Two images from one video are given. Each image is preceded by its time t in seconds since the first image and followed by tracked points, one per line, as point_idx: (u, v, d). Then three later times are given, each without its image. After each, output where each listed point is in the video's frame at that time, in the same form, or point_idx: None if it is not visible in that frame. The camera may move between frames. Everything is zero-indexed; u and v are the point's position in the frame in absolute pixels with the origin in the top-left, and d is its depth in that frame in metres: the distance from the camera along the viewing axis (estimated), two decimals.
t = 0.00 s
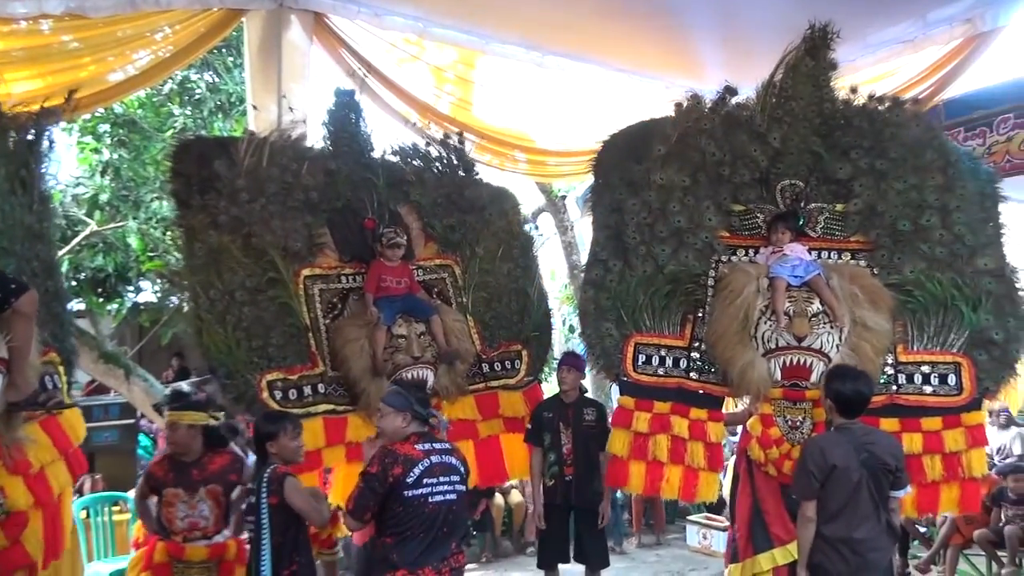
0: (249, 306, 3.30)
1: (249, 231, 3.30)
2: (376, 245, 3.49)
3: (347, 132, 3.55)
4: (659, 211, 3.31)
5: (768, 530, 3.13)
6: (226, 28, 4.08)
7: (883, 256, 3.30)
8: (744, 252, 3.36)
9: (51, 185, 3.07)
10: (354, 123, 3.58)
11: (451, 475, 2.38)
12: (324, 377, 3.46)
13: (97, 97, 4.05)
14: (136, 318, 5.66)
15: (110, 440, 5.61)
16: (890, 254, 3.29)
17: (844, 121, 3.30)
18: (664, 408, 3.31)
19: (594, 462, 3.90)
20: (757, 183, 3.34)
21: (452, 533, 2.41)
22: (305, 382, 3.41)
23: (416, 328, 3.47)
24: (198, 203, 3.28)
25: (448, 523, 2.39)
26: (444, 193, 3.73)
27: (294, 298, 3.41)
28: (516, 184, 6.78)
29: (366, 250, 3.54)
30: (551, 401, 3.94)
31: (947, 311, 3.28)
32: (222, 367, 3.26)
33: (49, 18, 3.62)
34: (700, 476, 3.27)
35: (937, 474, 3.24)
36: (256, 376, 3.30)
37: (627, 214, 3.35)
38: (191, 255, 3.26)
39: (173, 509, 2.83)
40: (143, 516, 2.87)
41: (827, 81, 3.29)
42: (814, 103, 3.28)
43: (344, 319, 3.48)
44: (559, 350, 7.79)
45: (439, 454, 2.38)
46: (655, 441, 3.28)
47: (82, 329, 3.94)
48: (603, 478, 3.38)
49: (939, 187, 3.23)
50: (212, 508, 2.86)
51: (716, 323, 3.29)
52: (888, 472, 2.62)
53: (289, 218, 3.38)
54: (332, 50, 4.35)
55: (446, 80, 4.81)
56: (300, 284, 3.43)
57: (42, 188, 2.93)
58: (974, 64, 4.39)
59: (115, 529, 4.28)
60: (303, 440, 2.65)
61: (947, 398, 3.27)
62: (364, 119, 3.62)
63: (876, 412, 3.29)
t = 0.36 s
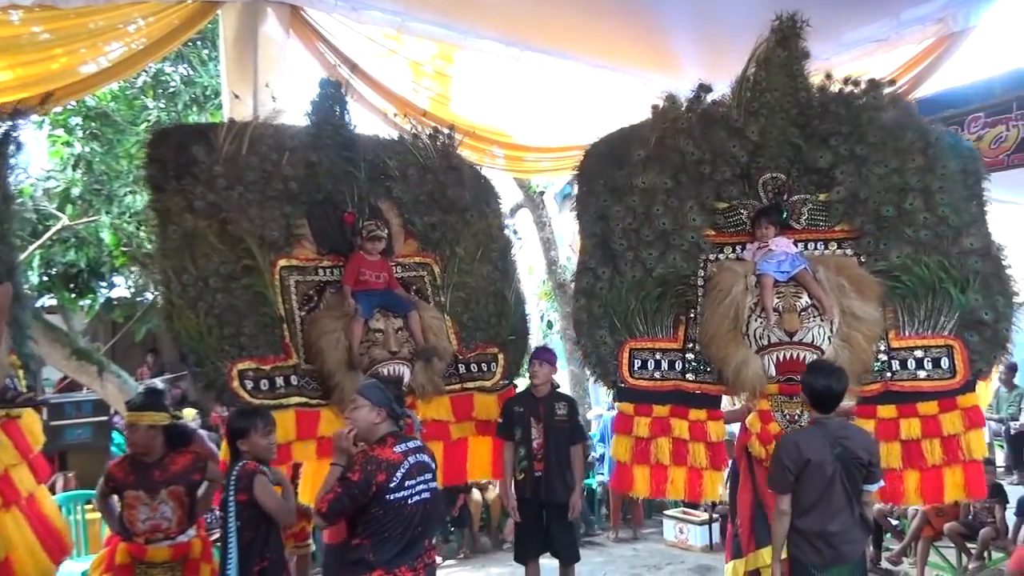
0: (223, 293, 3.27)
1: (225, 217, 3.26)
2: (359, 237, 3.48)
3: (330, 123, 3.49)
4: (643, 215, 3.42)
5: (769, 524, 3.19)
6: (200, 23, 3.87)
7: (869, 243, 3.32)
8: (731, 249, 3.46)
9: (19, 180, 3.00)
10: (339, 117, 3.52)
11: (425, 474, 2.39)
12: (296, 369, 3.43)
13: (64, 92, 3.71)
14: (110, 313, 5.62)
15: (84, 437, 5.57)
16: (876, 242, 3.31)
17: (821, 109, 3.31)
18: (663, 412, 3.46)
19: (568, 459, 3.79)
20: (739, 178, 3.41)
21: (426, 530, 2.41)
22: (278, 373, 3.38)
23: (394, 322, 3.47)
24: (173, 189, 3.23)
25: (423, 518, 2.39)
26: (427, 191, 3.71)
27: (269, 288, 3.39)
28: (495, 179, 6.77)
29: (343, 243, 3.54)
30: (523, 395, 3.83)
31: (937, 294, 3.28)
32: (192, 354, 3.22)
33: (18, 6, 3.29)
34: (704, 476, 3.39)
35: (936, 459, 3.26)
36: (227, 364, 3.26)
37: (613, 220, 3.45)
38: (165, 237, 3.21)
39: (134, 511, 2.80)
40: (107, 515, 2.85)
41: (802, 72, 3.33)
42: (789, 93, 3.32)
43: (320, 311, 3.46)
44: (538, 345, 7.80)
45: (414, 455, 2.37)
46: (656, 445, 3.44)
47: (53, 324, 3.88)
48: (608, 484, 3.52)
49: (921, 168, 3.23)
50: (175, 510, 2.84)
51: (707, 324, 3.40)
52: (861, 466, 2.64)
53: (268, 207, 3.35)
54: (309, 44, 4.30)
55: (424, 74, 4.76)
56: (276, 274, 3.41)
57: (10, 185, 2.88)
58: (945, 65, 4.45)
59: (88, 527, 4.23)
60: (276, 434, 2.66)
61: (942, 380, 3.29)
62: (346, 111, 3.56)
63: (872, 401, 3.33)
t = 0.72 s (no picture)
0: (201, 286, 3.21)
1: (206, 207, 3.21)
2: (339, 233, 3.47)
3: (315, 117, 3.50)
4: (631, 220, 3.47)
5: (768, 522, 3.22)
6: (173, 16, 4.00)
7: (857, 235, 3.35)
8: (720, 248, 3.49)
9: None
10: (323, 109, 3.52)
11: (410, 474, 2.39)
12: (277, 365, 3.39)
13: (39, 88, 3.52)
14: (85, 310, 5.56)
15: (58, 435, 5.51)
16: (864, 233, 3.34)
17: (802, 102, 3.36)
18: (661, 415, 3.48)
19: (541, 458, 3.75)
20: (725, 178, 3.45)
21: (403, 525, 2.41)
22: (258, 369, 3.32)
23: (377, 318, 3.48)
24: (152, 177, 3.17)
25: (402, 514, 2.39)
26: (410, 187, 3.72)
27: (251, 282, 3.35)
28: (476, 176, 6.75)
29: (326, 237, 3.53)
30: (495, 395, 3.80)
31: (926, 282, 3.33)
32: (168, 348, 3.15)
33: None
34: (706, 476, 3.42)
35: (936, 448, 3.27)
36: (205, 359, 3.20)
37: (602, 228, 3.52)
38: (144, 226, 3.13)
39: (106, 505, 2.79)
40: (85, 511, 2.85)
41: (779, 64, 3.37)
42: (769, 87, 3.37)
43: (302, 307, 3.44)
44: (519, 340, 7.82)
45: (400, 454, 2.37)
46: (656, 448, 3.46)
47: (23, 318, 3.91)
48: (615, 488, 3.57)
49: (904, 156, 3.27)
50: (145, 512, 2.80)
51: (701, 325, 3.43)
52: (838, 461, 2.67)
53: (249, 198, 3.32)
54: (288, 38, 4.24)
55: (405, 69, 4.75)
56: (258, 267, 3.38)
57: None
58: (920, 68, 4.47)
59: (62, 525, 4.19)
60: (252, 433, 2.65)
61: (936, 369, 3.32)
62: (331, 105, 3.57)
63: (867, 393, 3.36)
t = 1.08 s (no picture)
0: (181, 293, 3.12)
1: (179, 212, 3.10)
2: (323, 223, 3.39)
3: (286, 106, 3.40)
4: (613, 211, 3.43)
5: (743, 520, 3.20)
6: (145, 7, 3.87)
7: (841, 233, 3.33)
8: (701, 243, 3.46)
9: None
10: (293, 97, 3.42)
11: (398, 477, 2.32)
12: (268, 368, 3.31)
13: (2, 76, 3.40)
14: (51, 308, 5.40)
15: (25, 437, 5.36)
16: (847, 232, 3.32)
17: (790, 97, 3.34)
18: (634, 408, 3.48)
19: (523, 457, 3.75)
20: (708, 171, 3.41)
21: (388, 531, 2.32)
22: (248, 374, 3.25)
23: (367, 313, 3.40)
24: (122, 181, 3.09)
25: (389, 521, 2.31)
26: (390, 172, 3.62)
27: (232, 284, 3.26)
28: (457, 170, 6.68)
29: (309, 232, 3.43)
30: (482, 395, 3.76)
31: (908, 283, 3.31)
32: (153, 360, 3.07)
33: None
34: (678, 473, 3.40)
35: (908, 451, 3.28)
36: (193, 368, 3.13)
37: (583, 218, 3.48)
38: (116, 237, 3.05)
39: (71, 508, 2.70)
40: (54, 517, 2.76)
41: (767, 59, 3.34)
42: (757, 82, 3.33)
43: (288, 306, 3.35)
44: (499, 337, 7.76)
45: (386, 455, 2.29)
46: (629, 442, 3.46)
47: None
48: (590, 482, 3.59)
49: (891, 154, 3.23)
50: (111, 516, 2.70)
51: (678, 318, 3.42)
52: (822, 460, 2.64)
53: (223, 198, 3.20)
54: (262, 29, 4.14)
55: (381, 61, 4.65)
56: (238, 269, 3.28)
57: None
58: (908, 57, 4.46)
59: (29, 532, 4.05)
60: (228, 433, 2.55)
61: (913, 372, 3.32)
62: (303, 93, 3.46)
63: (844, 394, 3.36)
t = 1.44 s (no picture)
0: (146, 286, 2.91)
1: (145, 200, 2.90)
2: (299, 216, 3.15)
3: (258, 96, 3.20)
4: (596, 196, 3.24)
5: (715, 530, 3.05)
6: None
7: (829, 237, 3.20)
8: (685, 237, 3.30)
9: None
10: (266, 86, 3.23)
11: (377, 484, 2.14)
12: (237, 368, 3.11)
13: None
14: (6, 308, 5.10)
15: None
16: (836, 235, 3.19)
17: (788, 92, 3.17)
18: (601, 405, 3.26)
19: (523, 462, 3.63)
20: (697, 162, 3.26)
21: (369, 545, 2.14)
22: (216, 374, 3.05)
23: (345, 312, 3.19)
24: (80, 170, 2.88)
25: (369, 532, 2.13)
26: (371, 166, 3.42)
27: (201, 278, 3.06)
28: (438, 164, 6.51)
29: (283, 226, 3.23)
30: (482, 400, 3.59)
31: (894, 294, 3.20)
32: (114, 356, 2.84)
33: None
34: (642, 476, 3.20)
35: (880, 468, 3.16)
36: (156, 366, 2.91)
37: (562, 200, 3.27)
38: (76, 223, 2.82)
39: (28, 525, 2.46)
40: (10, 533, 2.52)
41: (770, 52, 3.18)
42: (757, 75, 3.18)
43: (261, 303, 3.14)
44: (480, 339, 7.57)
45: (361, 460, 2.11)
46: (592, 441, 3.24)
47: None
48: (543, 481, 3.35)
49: (887, 160, 3.12)
50: (72, 529, 2.48)
51: (654, 313, 3.22)
52: (817, 466, 2.49)
53: (192, 188, 3.01)
54: (232, 13, 3.87)
55: (359, 48, 4.50)
56: (208, 263, 3.08)
57: None
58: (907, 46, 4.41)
59: None
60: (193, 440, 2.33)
61: (892, 386, 3.19)
62: (275, 82, 3.27)
63: (821, 404, 3.21)
